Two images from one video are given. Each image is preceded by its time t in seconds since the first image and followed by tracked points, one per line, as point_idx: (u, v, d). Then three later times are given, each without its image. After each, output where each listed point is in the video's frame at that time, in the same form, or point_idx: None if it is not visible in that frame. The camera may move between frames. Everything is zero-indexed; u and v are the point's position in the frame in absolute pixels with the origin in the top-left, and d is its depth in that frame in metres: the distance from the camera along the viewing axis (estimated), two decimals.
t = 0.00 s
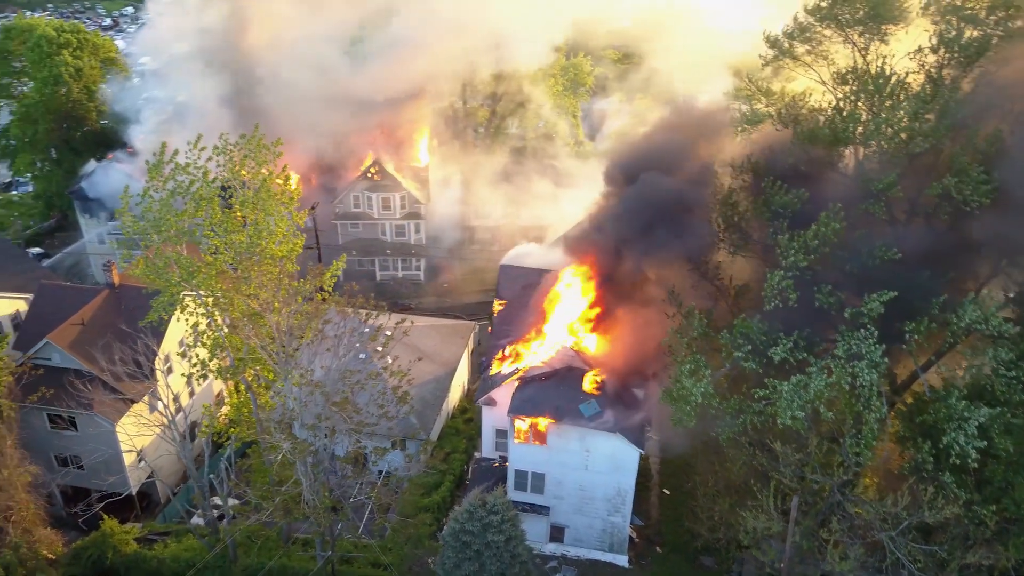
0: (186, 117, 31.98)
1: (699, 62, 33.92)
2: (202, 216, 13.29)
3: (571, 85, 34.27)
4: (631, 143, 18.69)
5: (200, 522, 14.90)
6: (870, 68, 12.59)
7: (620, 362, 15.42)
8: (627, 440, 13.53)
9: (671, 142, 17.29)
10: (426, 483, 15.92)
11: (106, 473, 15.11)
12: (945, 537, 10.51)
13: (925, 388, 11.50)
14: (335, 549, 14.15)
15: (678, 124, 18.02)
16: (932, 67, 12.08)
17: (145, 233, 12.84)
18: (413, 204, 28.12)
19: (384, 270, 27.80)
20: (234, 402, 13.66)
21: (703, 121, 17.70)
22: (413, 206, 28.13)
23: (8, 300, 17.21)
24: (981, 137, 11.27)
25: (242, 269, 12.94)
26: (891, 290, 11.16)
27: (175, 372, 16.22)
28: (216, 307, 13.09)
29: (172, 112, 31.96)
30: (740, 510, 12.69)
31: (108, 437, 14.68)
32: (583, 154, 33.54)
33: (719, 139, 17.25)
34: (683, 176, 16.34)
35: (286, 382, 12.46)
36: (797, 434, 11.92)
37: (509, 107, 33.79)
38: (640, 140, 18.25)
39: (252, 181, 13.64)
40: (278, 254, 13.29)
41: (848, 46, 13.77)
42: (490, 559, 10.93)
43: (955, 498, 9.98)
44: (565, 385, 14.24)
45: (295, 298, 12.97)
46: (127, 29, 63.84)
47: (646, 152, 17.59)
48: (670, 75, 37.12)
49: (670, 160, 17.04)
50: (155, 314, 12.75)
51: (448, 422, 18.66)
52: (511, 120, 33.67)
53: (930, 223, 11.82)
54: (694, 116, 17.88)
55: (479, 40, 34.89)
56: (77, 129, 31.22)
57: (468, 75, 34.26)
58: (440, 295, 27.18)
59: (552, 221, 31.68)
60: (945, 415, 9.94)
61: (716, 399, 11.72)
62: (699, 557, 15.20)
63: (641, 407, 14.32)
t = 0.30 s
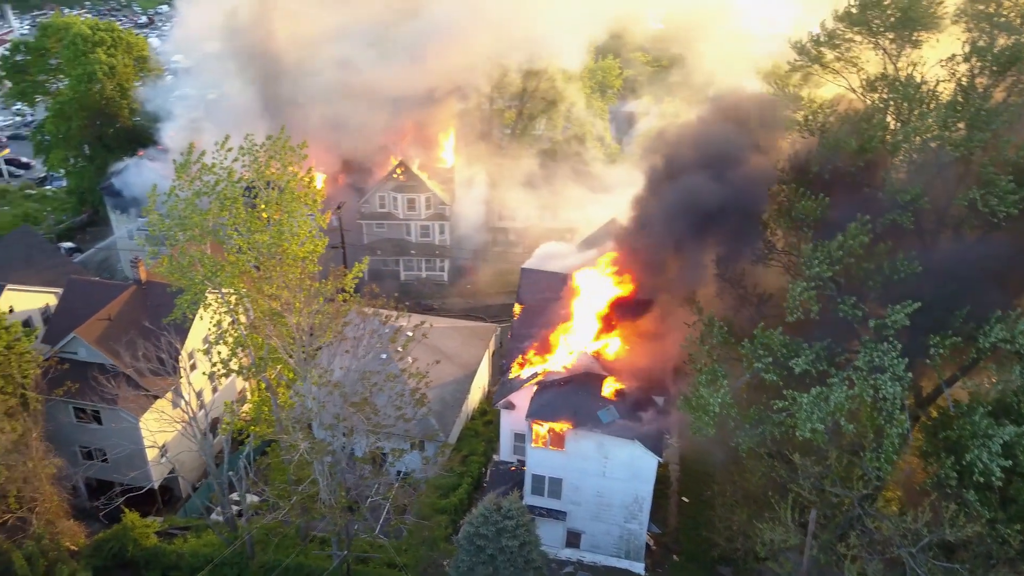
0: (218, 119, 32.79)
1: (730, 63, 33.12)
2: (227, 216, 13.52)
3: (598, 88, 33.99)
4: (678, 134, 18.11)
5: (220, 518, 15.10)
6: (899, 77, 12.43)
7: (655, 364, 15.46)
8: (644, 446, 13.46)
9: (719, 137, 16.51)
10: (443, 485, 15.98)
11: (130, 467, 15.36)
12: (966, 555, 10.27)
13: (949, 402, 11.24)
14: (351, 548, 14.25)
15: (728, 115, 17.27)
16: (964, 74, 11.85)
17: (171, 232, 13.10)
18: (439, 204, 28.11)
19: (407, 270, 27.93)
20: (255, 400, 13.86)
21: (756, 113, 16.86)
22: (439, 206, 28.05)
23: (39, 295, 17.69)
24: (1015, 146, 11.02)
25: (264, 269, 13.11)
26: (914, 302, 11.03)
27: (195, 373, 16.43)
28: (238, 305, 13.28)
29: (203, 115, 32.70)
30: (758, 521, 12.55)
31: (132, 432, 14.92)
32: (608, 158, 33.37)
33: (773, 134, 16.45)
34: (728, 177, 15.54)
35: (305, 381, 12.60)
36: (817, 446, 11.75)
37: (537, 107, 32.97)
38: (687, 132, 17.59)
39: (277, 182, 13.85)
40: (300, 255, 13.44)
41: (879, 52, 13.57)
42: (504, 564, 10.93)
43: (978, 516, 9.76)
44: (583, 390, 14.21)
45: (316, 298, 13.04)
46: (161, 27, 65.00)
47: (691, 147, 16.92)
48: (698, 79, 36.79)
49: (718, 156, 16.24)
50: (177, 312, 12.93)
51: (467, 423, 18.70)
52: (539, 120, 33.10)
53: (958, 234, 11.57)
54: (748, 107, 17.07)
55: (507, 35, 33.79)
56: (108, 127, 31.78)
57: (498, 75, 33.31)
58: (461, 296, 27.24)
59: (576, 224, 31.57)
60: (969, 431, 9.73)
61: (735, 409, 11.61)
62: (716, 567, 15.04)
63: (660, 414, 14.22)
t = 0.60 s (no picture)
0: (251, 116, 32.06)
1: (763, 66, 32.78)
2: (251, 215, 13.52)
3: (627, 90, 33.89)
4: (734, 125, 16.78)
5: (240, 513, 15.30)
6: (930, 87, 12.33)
7: (688, 361, 15.51)
8: (663, 453, 13.37)
9: (770, 133, 15.05)
10: (461, 486, 16.04)
11: (155, 460, 15.63)
12: (988, 573, 10.06)
13: (976, 417, 11.03)
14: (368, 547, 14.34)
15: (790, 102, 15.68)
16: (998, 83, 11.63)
17: (196, 229, 13.22)
18: (465, 205, 28.20)
19: (434, 270, 28.04)
20: (277, 397, 14.01)
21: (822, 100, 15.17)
22: (465, 207, 28.16)
23: (71, 289, 18.10)
24: None
25: (288, 269, 13.18)
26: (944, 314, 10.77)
27: (218, 370, 16.65)
28: (262, 304, 13.38)
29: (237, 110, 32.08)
30: (777, 532, 12.39)
31: (157, 426, 15.21)
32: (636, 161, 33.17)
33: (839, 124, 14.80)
34: (774, 175, 14.41)
35: (326, 382, 12.71)
36: (837, 458, 11.57)
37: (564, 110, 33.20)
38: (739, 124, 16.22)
39: (301, 181, 13.83)
40: (322, 255, 13.49)
41: (911, 58, 13.38)
42: (519, 567, 10.94)
43: (1002, 535, 9.54)
44: (602, 396, 14.16)
45: (339, 299, 13.36)
46: (197, 25, 66.09)
47: (739, 147, 15.70)
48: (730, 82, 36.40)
49: (769, 150, 15.04)
50: (201, 309, 13.07)
51: (487, 425, 18.73)
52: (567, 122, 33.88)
53: (990, 245, 11.37)
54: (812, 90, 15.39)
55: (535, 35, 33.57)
56: (143, 124, 32.45)
57: (525, 77, 33.54)
58: (486, 297, 27.30)
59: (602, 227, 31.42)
60: (995, 448, 9.49)
61: (755, 418, 11.48)
62: None
63: (680, 421, 14.18)
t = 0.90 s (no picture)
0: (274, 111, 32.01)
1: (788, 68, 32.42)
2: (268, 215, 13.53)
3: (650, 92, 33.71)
4: (781, 114, 15.79)
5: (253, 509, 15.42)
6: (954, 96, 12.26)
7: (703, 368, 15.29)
8: (676, 459, 13.28)
9: (822, 121, 13.98)
10: (474, 487, 16.05)
11: (171, 455, 15.81)
12: None
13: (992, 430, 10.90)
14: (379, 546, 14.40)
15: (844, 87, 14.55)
16: None
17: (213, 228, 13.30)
18: (484, 206, 28.23)
19: (452, 270, 28.09)
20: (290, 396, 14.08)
21: (875, 79, 14.01)
22: (484, 208, 28.19)
23: (93, 284, 18.39)
24: None
25: (303, 269, 13.15)
26: (970, 325, 10.53)
27: (234, 369, 16.77)
28: (276, 303, 13.42)
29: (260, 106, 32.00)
30: (791, 541, 12.25)
31: (174, 421, 15.39)
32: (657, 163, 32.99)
33: (898, 110, 13.66)
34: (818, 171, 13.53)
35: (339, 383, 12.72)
36: (852, 468, 11.41)
37: (585, 112, 33.11)
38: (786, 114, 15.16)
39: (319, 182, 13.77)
40: (338, 256, 13.40)
41: (936, 64, 13.33)
42: (527, 571, 10.93)
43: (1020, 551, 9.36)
44: (615, 401, 14.09)
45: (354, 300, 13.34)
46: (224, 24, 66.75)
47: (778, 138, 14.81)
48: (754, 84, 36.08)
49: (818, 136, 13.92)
50: (218, 307, 13.20)
51: (501, 426, 18.77)
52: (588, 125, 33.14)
53: (1013, 254, 11.17)
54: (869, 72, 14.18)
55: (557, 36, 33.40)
56: (168, 122, 32.87)
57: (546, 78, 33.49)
58: (503, 298, 27.32)
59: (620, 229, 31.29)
60: (1013, 461, 9.31)
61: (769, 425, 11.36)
62: None
63: (695, 427, 14.04)
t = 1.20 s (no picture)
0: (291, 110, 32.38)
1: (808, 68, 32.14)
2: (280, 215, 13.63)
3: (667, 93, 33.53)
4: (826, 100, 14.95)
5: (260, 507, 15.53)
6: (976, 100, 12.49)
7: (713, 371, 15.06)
8: (682, 463, 13.24)
9: (878, 108, 13.11)
10: (481, 489, 16.08)
11: (181, 452, 15.96)
12: None
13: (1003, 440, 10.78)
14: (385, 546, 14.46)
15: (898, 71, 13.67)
16: None
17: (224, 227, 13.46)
18: (497, 208, 28.25)
19: (465, 271, 28.12)
20: (299, 395, 14.17)
21: (936, 64, 12.99)
22: (497, 209, 28.20)
23: (108, 282, 18.62)
24: None
25: (312, 269, 13.21)
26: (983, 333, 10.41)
27: (245, 368, 16.91)
28: (285, 303, 13.54)
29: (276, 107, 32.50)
30: (798, 547, 12.16)
31: (183, 418, 15.54)
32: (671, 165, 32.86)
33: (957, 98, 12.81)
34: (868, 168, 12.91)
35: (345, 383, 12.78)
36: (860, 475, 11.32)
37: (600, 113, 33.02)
38: (832, 102, 14.34)
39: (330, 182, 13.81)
40: (346, 255, 13.45)
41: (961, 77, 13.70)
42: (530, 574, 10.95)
43: None
44: (622, 404, 14.06)
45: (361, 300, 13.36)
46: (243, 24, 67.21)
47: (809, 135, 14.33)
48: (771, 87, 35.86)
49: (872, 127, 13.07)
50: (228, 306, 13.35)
51: (510, 428, 18.80)
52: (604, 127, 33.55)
53: None
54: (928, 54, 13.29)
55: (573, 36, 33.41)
56: (184, 121, 33.17)
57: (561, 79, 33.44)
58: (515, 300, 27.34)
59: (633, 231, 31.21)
60: (1021, 471, 9.20)
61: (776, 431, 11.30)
62: None
63: (701, 432, 13.95)
